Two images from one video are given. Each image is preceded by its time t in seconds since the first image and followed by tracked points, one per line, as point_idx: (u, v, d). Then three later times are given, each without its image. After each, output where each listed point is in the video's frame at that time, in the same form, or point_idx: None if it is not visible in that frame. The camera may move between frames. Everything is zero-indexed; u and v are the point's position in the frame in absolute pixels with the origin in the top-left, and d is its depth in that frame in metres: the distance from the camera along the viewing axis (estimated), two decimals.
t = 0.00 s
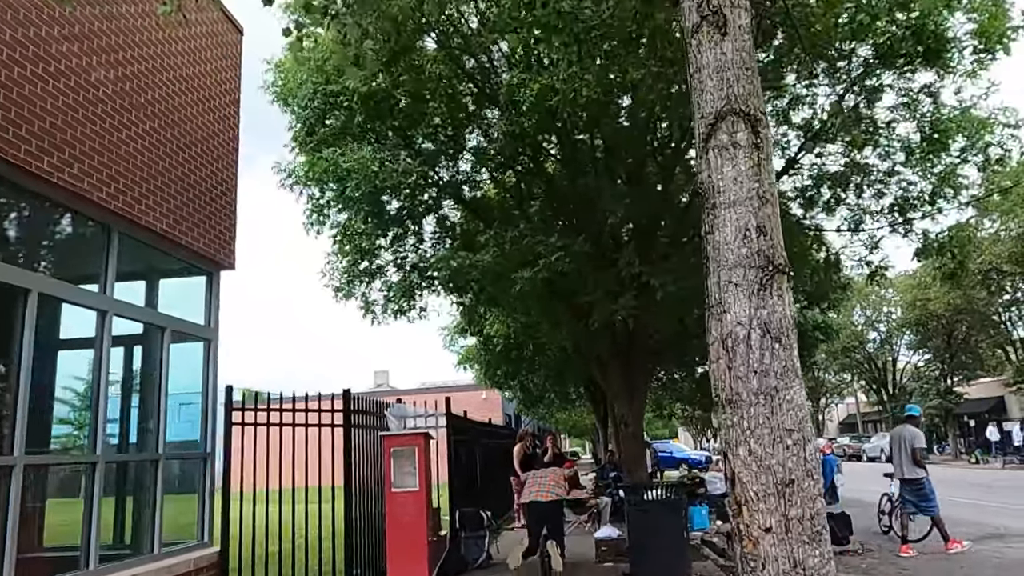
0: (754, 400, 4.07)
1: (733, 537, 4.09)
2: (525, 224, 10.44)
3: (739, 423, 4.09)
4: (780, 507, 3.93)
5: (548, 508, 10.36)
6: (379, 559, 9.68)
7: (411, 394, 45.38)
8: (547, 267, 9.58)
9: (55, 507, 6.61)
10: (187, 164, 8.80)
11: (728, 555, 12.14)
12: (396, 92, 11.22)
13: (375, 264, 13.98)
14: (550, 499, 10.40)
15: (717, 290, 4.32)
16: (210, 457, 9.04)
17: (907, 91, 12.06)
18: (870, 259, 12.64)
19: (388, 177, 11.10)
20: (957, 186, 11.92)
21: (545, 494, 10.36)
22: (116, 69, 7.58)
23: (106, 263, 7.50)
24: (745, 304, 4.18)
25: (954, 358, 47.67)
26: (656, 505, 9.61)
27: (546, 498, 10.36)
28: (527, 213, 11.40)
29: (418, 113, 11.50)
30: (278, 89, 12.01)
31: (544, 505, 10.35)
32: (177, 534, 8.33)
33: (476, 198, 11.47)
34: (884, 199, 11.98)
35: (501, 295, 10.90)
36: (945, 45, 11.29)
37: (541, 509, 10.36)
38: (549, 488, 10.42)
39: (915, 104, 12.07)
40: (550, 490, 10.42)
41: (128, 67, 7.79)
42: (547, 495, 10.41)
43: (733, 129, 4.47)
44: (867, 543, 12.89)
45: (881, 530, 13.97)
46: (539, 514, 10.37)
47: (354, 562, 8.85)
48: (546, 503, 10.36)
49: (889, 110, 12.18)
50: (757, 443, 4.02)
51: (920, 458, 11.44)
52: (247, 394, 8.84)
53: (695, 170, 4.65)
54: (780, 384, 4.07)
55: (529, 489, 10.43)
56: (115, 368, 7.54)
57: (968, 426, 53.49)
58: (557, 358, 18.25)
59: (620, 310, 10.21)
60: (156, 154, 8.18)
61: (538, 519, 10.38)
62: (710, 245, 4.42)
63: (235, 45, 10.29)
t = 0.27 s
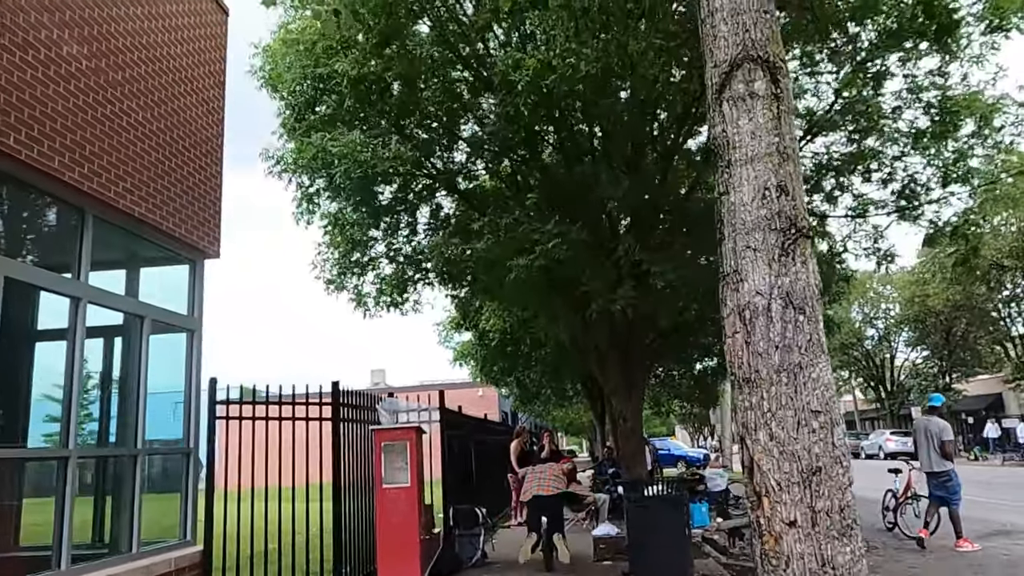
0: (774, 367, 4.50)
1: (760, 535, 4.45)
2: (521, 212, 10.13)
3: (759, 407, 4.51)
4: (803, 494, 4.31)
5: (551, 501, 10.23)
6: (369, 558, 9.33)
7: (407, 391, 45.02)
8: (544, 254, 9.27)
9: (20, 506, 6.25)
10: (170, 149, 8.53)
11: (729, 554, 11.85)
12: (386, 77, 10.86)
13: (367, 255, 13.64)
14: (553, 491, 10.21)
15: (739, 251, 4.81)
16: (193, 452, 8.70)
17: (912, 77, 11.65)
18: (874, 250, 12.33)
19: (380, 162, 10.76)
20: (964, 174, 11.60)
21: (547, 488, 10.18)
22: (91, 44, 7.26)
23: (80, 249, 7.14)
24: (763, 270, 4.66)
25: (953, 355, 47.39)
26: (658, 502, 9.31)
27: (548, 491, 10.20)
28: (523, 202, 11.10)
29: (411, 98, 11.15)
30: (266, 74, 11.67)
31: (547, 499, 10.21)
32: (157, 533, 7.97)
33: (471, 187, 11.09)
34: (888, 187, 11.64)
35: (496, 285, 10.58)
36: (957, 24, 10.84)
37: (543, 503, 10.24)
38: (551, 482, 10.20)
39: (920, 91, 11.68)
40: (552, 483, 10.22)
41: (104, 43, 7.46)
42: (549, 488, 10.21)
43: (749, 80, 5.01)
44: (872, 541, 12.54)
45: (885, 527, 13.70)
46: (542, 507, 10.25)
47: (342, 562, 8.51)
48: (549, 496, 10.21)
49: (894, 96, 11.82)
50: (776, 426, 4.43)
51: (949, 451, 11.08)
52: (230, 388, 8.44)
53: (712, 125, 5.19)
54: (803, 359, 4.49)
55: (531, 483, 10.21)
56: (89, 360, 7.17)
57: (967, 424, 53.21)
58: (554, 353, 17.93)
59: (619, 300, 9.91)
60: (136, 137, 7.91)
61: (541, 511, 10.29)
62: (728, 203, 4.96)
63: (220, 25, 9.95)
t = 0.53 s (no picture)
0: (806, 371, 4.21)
1: (789, 560, 4.16)
2: (517, 203, 9.80)
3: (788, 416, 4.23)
4: (840, 514, 4.03)
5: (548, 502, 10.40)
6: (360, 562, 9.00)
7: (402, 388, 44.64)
8: (540, 246, 8.93)
9: None
10: (156, 139, 8.27)
11: (729, 555, 11.56)
12: (378, 63, 10.51)
13: (359, 249, 13.28)
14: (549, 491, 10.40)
15: (767, 235, 4.50)
16: (176, 452, 8.35)
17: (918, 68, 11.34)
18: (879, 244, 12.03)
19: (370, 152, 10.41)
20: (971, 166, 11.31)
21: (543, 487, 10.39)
22: (65, 24, 6.92)
23: (52, 239, 6.79)
24: (793, 258, 4.36)
25: (950, 351, 47.24)
26: (658, 505, 9.00)
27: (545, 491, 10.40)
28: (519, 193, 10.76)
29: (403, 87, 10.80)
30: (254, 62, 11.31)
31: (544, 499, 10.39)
32: (137, 538, 7.62)
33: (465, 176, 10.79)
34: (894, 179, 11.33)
35: (492, 279, 10.24)
36: (969, 9, 10.60)
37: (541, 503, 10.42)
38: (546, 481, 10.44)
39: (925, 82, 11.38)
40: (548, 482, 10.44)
41: (79, 23, 7.12)
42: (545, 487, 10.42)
43: (776, 44, 4.71)
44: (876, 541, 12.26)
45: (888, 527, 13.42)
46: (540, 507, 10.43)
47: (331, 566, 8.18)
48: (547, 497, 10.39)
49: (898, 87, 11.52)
50: (807, 436, 4.16)
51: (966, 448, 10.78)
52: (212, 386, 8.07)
53: (734, 94, 4.89)
54: (840, 360, 4.21)
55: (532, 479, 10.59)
56: (62, 356, 6.82)
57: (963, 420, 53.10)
58: (550, 350, 17.60)
59: (618, 294, 9.58)
60: (120, 126, 7.65)
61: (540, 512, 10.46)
62: (755, 180, 4.63)
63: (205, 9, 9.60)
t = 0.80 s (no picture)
0: (833, 338, 4.09)
1: (811, 555, 4.01)
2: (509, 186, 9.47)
3: (812, 390, 4.10)
4: (871, 501, 3.89)
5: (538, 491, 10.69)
6: (345, 558, 8.67)
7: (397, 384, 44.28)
8: (533, 229, 8.62)
9: None
10: (131, 115, 7.91)
11: (727, 551, 11.25)
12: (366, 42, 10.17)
13: (349, 236, 12.91)
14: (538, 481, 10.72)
15: (788, 177, 4.41)
16: (151, 444, 7.97)
17: (919, 52, 11.01)
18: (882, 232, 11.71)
19: (358, 134, 10.09)
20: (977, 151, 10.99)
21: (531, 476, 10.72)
22: None
23: (16, 216, 6.43)
24: (818, 207, 4.27)
25: (947, 348, 47.04)
26: (655, 500, 8.67)
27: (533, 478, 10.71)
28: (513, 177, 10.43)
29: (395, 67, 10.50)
30: (239, 42, 10.94)
31: (533, 488, 10.70)
32: (107, 534, 7.26)
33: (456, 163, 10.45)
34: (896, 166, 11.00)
35: (484, 265, 9.91)
36: None
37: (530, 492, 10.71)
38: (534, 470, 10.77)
39: (928, 67, 11.05)
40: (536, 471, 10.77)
41: None
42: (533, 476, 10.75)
43: None
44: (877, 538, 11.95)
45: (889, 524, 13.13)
46: (530, 496, 10.73)
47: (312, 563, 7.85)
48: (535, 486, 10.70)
49: (900, 72, 11.19)
50: (835, 412, 4.02)
51: (978, 440, 10.45)
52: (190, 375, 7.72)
53: (751, 46, 4.78)
54: (870, 324, 4.09)
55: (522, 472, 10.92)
56: (25, 340, 6.45)
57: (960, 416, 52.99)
58: (545, 342, 17.28)
59: (614, 280, 9.28)
60: (99, 105, 7.42)
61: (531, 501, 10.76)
62: (773, 116, 4.54)
63: None
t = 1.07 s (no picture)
0: (880, 335, 4.14)
1: None
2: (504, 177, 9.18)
3: (854, 397, 4.14)
4: (927, 529, 3.89)
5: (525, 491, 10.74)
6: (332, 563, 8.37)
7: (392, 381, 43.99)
8: (529, 221, 8.36)
9: None
10: (111, 100, 7.61)
11: (727, 554, 10.98)
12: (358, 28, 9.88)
13: (340, 230, 12.60)
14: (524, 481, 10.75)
15: (825, 146, 4.52)
16: (127, 442, 7.60)
17: (926, 43, 10.68)
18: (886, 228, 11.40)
19: (350, 123, 9.82)
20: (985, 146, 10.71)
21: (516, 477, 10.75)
22: None
23: None
24: (861, 183, 4.36)
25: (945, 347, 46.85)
26: (655, 503, 8.38)
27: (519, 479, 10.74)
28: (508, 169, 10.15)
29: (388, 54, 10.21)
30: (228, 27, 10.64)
31: (520, 488, 10.75)
32: (82, 536, 6.95)
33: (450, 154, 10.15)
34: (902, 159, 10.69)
35: (478, 258, 9.62)
36: None
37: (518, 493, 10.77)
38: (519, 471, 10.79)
39: (935, 58, 10.73)
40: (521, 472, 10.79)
41: None
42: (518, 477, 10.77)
43: None
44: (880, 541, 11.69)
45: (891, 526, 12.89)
46: (518, 497, 10.78)
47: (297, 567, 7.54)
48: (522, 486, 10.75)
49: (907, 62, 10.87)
50: (881, 422, 4.06)
51: (1005, 442, 10.15)
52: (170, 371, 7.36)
53: (788, 36, 4.88)
54: (923, 319, 4.14)
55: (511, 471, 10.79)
56: None
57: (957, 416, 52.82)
58: (542, 339, 17.01)
59: (613, 274, 9.01)
60: (82, 90, 7.20)
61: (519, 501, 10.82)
62: (808, 78, 4.68)
63: None
